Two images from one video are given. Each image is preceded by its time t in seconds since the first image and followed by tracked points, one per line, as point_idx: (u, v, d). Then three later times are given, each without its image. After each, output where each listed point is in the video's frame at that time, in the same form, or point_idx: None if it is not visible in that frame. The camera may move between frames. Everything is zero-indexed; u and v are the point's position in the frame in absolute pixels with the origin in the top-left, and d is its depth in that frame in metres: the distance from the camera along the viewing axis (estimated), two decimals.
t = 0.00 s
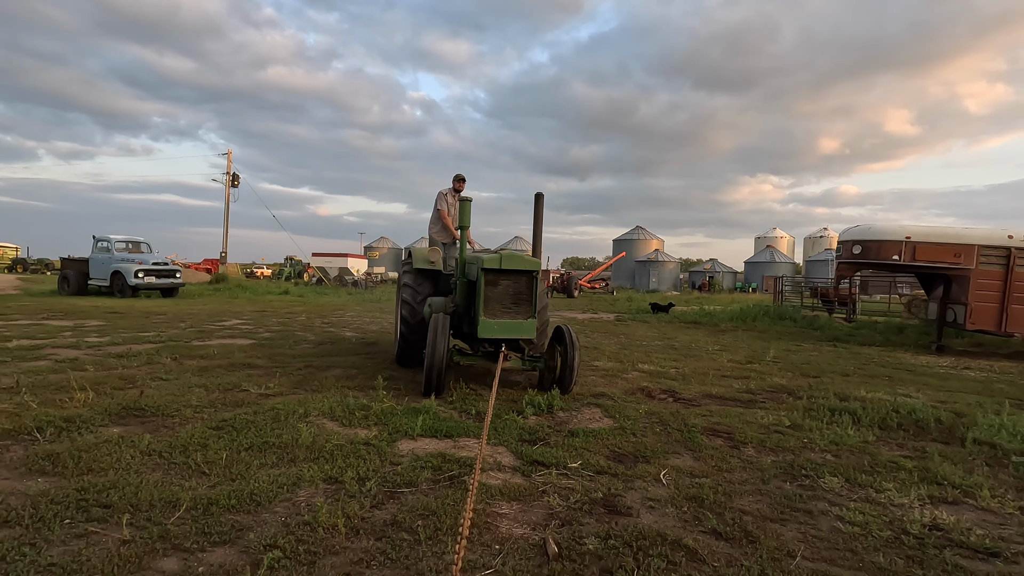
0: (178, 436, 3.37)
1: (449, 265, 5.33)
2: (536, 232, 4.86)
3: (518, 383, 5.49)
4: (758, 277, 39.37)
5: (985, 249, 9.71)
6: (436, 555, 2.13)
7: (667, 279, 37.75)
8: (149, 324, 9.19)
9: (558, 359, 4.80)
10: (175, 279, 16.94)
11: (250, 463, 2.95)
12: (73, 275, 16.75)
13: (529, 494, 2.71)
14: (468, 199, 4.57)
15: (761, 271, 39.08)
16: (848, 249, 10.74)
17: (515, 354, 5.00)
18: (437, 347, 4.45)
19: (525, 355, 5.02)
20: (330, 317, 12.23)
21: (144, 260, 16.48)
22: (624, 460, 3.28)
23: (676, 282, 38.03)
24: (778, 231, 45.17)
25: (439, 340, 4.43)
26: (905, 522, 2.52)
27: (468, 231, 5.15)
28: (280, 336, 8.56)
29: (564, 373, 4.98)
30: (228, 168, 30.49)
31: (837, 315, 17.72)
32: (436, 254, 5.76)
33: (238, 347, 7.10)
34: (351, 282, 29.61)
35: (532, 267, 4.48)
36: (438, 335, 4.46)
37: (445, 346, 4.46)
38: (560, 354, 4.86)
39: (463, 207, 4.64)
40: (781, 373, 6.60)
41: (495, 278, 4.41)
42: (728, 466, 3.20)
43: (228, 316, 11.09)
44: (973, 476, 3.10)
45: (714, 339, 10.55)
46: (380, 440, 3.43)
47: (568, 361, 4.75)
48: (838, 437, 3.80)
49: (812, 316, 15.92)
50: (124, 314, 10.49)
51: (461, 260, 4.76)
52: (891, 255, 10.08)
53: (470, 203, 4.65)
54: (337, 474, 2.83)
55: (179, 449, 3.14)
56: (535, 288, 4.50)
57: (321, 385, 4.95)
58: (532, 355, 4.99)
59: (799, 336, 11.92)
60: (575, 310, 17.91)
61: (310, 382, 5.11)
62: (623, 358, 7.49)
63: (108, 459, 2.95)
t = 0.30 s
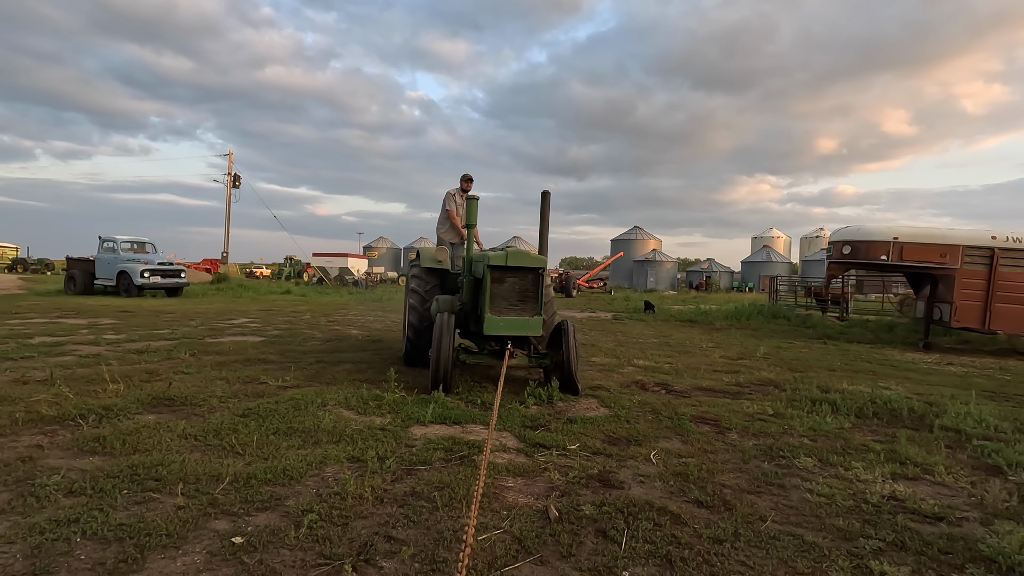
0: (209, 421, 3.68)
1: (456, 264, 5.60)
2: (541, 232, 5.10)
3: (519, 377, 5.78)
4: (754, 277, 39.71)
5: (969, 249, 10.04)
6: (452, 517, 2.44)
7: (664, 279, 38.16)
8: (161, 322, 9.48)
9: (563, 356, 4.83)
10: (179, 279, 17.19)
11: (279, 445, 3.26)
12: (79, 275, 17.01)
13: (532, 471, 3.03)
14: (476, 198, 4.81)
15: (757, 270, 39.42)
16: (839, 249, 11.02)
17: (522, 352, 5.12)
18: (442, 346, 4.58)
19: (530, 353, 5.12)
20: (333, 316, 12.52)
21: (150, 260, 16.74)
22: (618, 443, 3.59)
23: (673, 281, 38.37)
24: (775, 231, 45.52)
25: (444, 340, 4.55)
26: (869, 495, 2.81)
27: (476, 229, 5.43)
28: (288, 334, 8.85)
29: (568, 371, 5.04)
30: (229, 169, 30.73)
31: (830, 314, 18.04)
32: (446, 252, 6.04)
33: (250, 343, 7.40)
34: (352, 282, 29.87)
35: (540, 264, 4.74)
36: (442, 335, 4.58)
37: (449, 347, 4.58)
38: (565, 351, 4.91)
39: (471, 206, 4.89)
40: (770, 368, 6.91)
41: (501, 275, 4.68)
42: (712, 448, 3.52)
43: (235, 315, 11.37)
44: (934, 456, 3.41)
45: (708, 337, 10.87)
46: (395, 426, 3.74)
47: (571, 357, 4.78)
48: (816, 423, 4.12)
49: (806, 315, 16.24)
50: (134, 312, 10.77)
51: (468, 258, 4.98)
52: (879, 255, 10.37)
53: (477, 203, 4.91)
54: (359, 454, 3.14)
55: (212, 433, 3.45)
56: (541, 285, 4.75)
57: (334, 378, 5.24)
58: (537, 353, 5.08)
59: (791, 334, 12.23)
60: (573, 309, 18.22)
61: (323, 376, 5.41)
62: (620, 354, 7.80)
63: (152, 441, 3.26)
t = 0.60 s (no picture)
0: (238, 410, 4.00)
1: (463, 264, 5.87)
2: (544, 232, 5.28)
3: (522, 372, 6.10)
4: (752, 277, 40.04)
5: (957, 250, 10.36)
6: (467, 489, 2.75)
7: (663, 279, 38.50)
8: (174, 320, 9.79)
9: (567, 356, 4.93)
10: (186, 279, 17.48)
11: (306, 430, 3.58)
12: (87, 275, 17.31)
13: (537, 453, 3.34)
14: (482, 200, 5.04)
15: (755, 270, 39.72)
16: (831, 249, 11.33)
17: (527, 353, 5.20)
18: (443, 348, 4.60)
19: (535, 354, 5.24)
20: (339, 315, 12.82)
21: (157, 260, 17.03)
22: (615, 430, 3.89)
23: (672, 281, 38.68)
24: (773, 231, 45.85)
25: (444, 343, 4.56)
26: (842, 474, 3.10)
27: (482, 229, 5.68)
28: (298, 332, 9.15)
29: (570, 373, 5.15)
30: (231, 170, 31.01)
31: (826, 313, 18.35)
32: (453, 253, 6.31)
33: (263, 340, 7.71)
34: (353, 281, 30.20)
35: (543, 263, 4.93)
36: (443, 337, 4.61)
37: (451, 349, 4.60)
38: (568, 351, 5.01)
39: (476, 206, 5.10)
40: (762, 364, 7.21)
41: (505, 274, 4.87)
42: (702, 434, 3.83)
43: (244, 314, 11.68)
44: (904, 441, 3.72)
45: (704, 334, 11.18)
46: (409, 414, 4.05)
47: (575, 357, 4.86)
48: (801, 413, 4.42)
49: (801, 314, 16.56)
50: (146, 311, 11.08)
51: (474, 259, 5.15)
52: (870, 256, 10.70)
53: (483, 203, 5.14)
54: (379, 438, 3.45)
55: (242, 420, 3.76)
56: (544, 285, 4.93)
57: (348, 372, 5.57)
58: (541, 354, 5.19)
59: (786, 332, 12.54)
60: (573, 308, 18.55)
61: (337, 370, 5.72)
62: (618, 351, 8.11)
63: (189, 426, 3.57)
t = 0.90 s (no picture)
0: (264, 400, 4.32)
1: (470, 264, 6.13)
2: (551, 230, 5.37)
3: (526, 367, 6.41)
4: (751, 277, 40.33)
5: (946, 251, 10.66)
6: (480, 466, 3.06)
7: (662, 279, 38.80)
8: (188, 319, 10.12)
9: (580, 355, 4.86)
10: (193, 279, 17.78)
11: (328, 417, 3.89)
12: (96, 275, 17.63)
13: (541, 437, 3.66)
14: (489, 201, 5.18)
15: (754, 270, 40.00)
16: (825, 250, 11.63)
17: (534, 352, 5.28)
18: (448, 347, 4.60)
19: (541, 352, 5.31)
20: (346, 314, 13.12)
21: (165, 261, 17.34)
22: (613, 417, 4.21)
23: (671, 281, 38.97)
24: (772, 231, 46.14)
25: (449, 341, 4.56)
26: (820, 456, 3.40)
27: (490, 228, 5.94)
28: (308, 330, 9.46)
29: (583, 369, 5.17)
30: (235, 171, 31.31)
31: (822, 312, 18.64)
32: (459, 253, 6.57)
33: (276, 338, 8.03)
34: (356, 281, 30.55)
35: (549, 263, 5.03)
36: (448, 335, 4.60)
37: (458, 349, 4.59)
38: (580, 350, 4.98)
39: (483, 206, 5.23)
40: (756, 360, 7.50)
41: (510, 274, 4.97)
42: (693, 422, 4.15)
43: (253, 313, 11.99)
44: (880, 428, 4.03)
45: (702, 333, 11.48)
46: (423, 403, 4.37)
47: (587, 360, 4.81)
48: (788, 404, 4.72)
49: (798, 313, 16.85)
50: (157, 310, 11.38)
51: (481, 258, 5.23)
52: (862, 256, 11.01)
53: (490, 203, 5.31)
54: (397, 424, 3.77)
55: (269, 409, 4.08)
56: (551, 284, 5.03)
57: (362, 367, 5.88)
58: (548, 353, 5.27)
59: (782, 331, 12.82)
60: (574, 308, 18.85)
61: (351, 365, 6.04)
62: (618, 348, 8.41)
63: (222, 414, 3.90)
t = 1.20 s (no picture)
0: (285, 392, 4.62)
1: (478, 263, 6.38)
2: (558, 232, 5.43)
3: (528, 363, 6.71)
4: (750, 276, 40.63)
5: (936, 252, 10.95)
6: (489, 449, 3.36)
7: (661, 279, 39.11)
8: (200, 318, 10.44)
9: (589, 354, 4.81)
10: (200, 279, 18.11)
11: (346, 408, 4.19)
12: (104, 275, 17.96)
13: (544, 424, 3.97)
14: (496, 201, 5.34)
15: (753, 270, 40.28)
16: (819, 251, 11.94)
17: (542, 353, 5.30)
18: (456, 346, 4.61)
19: (549, 353, 5.33)
20: (351, 314, 13.43)
21: (173, 261, 17.67)
22: (611, 408, 4.53)
23: (671, 280, 39.25)
24: (771, 231, 46.44)
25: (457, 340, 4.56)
26: (800, 442, 3.69)
27: (500, 229, 6.20)
28: (316, 328, 9.77)
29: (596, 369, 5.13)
30: (238, 173, 31.64)
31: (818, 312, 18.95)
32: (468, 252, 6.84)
33: (289, 335, 8.36)
34: (357, 282, 30.89)
35: (559, 264, 5.04)
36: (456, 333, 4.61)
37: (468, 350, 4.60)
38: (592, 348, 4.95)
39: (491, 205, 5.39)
40: (749, 357, 7.80)
41: (519, 274, 5.02)
42: (685, 412, 4.46)
43: (261, 311, 12.31)
44: (859, 417, 4.33)
45: (699, 331, 11.78)
46: (433, 395, 4.70)
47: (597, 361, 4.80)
48: (776, 396, 5.03)
49: (794, 312, 17.15)
50: (168, 309, 11.68)
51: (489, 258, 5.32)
52: (854, 257, 11.31)
53: (497, 202, 5.51)
54: (411, 413, 4.09)
55: (291, 399, 4.38)
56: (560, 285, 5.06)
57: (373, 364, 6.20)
58: (556, 354, 5.28)
59: (778, 329, 13.10)
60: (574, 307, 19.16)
61: (362, 362, 6.36)
62: (617, 346, 8.71)
63: (248, 403, 4.21)
